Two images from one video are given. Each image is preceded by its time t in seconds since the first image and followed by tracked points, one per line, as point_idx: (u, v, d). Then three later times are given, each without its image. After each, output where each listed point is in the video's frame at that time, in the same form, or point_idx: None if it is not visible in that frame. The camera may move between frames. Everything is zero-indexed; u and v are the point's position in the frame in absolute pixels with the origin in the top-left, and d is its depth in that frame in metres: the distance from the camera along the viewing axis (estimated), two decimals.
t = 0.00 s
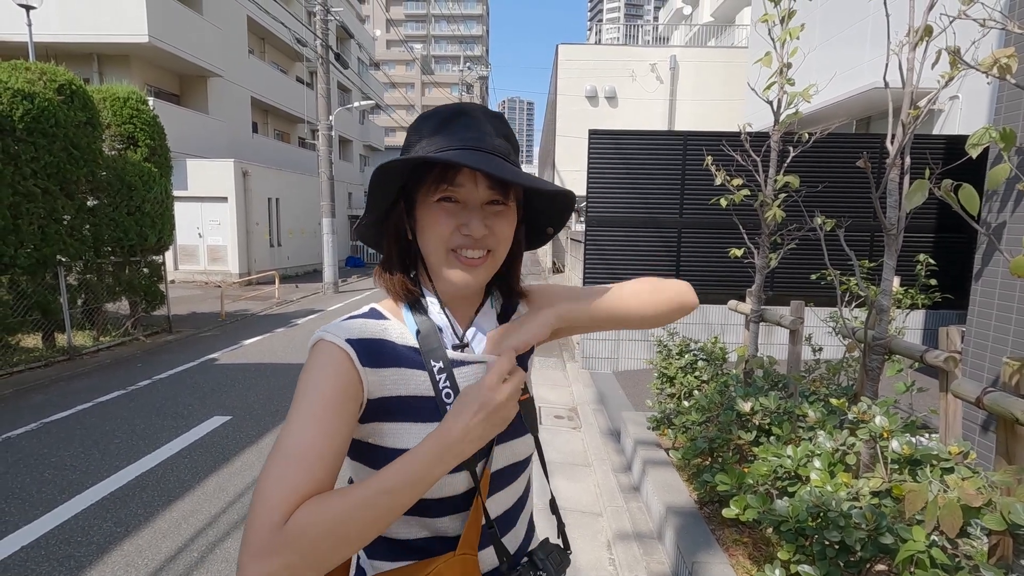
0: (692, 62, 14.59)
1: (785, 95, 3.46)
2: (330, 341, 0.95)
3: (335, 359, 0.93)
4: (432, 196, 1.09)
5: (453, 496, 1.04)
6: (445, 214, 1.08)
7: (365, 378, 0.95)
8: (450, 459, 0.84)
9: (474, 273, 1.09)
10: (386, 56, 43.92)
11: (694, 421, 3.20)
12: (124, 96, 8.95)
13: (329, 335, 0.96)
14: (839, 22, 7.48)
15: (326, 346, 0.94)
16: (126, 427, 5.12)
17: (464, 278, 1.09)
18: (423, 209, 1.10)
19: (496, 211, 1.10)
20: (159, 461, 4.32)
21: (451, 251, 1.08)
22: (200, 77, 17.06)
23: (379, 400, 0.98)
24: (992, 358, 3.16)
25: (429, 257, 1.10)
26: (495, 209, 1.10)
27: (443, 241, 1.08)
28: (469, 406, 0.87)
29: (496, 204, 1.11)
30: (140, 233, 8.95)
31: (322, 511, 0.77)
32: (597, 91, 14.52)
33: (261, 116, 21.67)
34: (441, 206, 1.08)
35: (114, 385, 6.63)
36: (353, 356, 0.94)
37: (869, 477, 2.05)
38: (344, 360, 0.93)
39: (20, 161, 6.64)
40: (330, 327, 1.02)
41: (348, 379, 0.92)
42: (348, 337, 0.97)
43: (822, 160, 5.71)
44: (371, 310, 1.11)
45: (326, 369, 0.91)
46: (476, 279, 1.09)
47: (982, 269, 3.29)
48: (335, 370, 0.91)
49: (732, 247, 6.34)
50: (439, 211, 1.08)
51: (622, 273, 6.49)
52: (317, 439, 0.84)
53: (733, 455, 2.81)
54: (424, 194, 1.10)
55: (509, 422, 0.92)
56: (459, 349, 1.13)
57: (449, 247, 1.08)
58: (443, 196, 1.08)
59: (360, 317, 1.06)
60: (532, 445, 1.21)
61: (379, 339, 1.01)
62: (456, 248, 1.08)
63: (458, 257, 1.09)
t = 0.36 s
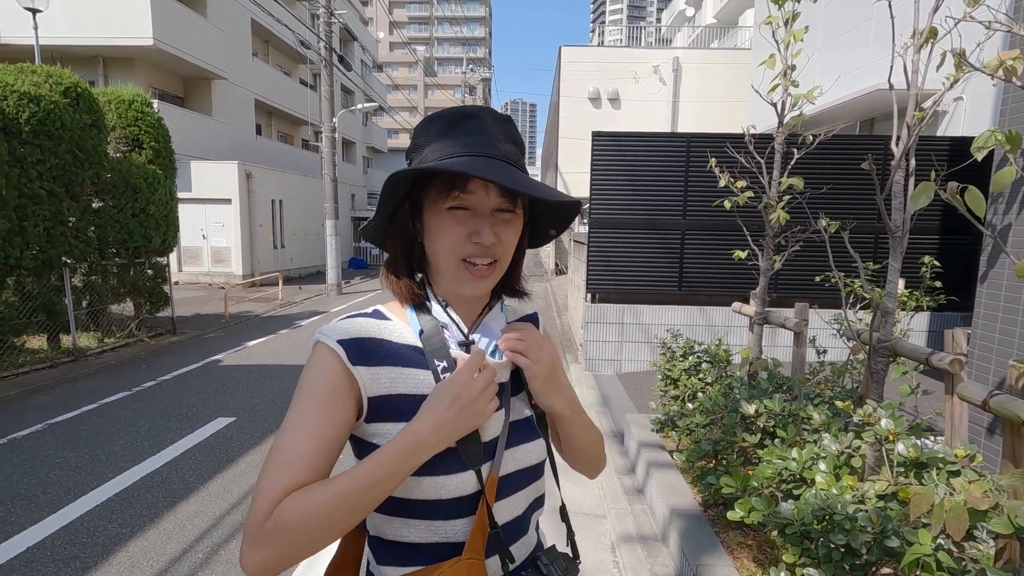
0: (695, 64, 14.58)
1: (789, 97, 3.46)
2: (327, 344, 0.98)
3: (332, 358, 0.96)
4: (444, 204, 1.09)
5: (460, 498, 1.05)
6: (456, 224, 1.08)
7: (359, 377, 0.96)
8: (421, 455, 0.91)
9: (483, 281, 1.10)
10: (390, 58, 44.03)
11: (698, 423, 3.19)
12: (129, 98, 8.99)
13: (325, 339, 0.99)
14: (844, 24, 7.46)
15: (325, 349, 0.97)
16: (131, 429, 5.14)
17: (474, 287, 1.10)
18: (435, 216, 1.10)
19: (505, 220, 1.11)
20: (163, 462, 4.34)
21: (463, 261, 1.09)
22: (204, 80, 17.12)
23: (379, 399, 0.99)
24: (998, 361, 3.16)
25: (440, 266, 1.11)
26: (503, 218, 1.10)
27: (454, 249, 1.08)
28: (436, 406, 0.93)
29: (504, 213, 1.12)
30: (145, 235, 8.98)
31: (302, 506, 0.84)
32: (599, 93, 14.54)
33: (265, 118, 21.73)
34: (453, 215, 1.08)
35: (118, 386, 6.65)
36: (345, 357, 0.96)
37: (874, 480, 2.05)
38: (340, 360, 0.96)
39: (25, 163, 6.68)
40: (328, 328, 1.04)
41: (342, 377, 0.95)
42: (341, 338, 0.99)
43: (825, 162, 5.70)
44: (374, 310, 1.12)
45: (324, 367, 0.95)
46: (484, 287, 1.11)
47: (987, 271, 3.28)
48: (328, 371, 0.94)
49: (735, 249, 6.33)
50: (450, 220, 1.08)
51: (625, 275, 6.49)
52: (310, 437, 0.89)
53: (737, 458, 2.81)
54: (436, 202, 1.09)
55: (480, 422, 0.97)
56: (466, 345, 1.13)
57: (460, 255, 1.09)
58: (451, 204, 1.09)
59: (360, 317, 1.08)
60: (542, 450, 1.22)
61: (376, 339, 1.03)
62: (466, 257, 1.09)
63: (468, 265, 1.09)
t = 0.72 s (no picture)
0: (692, 68, 14.64)
1: (787, 100, 3.47)
2: (335, 356, 0.93)
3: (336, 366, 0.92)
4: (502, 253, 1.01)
5: (468, 503, 1.03)
6: (509, 275, 1.03)
7: (371, 389, 0.94)
8: None
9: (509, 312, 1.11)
10: (388, 62, 44.20)
11: (698, 426, 3.19)
12: (127, 101, 9.00)
13: (333, 351, 0.94)
14: (840, 28, 7.51)
15: (331, 363, 0.93)
16: (128, 433, 5.11)
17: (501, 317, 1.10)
18: (488, 259, 1.02)
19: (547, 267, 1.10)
20: (161, 467, 4.31)
21: (501, 301, 1.07)
22: (202, 83, 17.13)
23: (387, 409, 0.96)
24: (996, 363, 3.17)
25: (476, 300, 1.06)
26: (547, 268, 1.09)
27: (499, 292, 1.04)
28: None
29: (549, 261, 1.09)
30: (143, 239, 8.97)
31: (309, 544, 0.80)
32: (597, 96, 14.59)
33: (263, 121, 21.73)
34: (507, 265, 1.02)
35: (116, 390, 6.62)
36: (357, 370, 0.92)
37: (875, 483, 2.06)
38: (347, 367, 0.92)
39: (23, 166, 6.67)
40: (332, 339, 0.99)
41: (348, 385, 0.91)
42: (350, 350, 0.95)
43: (823, 165, 5.72)
44: (377, 317, 1.07)
45: (327, 375, 0.91)
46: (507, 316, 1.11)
47: (985, 274, 3.30)
48: (336, 389, 0.90)
49: (733, 251, 6.34)
50: (502, 268, 1.03)
51: (624, 278, 6.49)
52: (318, 459, 0.85)
53: (738, 461, 2.80)
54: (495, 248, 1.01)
55: None
56: (475, 353, 1.11)
57: (499, 296, 1.06)
58: (515, 256, 1.01)
59: (363, 327, 1.02)
60: (540, 449, 1.21)
61: (388, 347, 0.99)
62: (505, 296, 1.06)
63: (501, 301, 1.08)
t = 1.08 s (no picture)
0: (686, 70, 14.71)
1: (781, 104, 3.49)
2: (389, 345, 0.91)
3: (396, 356, 0.90)
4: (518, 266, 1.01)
5: (474, 503, 1.01)
6: (522, 287, 1.03)
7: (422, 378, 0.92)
8: None
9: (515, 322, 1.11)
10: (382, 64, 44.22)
11: (694, 428, 3.20)
12: (120, 104, 8.96)
13: (387, 340, 0.92)
14: (833, 31, 7.57)
15: (384, 352, 0.90)
16: (121, 437, 5.07)
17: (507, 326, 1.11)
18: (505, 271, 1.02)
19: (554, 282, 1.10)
20: (154, 472, 4.28)
21: (510, 311, 1.07)
22: (195, 85, 17.05)
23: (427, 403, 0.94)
24: (989, 364, 3.19)
25: (487, 310, 1.06)
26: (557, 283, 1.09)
27: (511, 304, 1.05)
28: None
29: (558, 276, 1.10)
30: (135, 241, 8.90)
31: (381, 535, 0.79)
32: (592, 99, 14.64)
33: (257, 123, 21.65)
34: (520, 278, 1.02)
35: (108, 394, 6.57)
36: (414, 357, 0.91)
37: (870, 484, 2.07)
38: (407, 356, 0.91)
39: (14, 169, 6.61)
40: (374, 330, 0.96)
41: (408, 377, 0.89)
42: (405, 340, 0.93)
43: (816, 168, 5.76)
44: (397, 312, 1.02)
45: (386, 366, 0.89)
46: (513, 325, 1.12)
47: (978, 276, 3.32)
48: (393, 377, 0.88)
49: (727, 254, 6.37)
50: (516, 281, 1.02)
51: (620, 280, 6.50)
52: (383, 447, 0.82)
53: (734, 462, 2.81)
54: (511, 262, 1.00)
55: None
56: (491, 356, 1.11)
57: (508, 305, 1.06)
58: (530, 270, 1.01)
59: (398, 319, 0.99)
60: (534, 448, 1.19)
61: (420, 341, 0.96)
62: (515, 307, 1.07)
63: (508, 310, 1.08)
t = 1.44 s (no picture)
0: (680, 74, 14.77)
1: (773, 107, 3.50)
2: (358, 366, 0.88)
3: (367, 379, 0.87)
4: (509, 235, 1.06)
5: (474, 510, 0.99)
6: (516, 257, 1.09)
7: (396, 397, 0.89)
8: None
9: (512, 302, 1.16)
10: (377, 66, 44.18)
11: (687, 430, 3.20)
12: (112, 106, 8.91)
13: (355, 360, 0.89)
14: (825, 35, 7.62)
15: (355, 373, 0.88)
16: (112, 442, 5.03)
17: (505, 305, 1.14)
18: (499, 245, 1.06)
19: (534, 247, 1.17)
20: (145, 476, 4.24)
21: (509, 286, 1.11)
22: (189, 87, 16.98)
23: (407, 417, 0.92)
24: (979, 365, 3.22)
25: (488, 293, 1.08)
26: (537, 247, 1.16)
27: (509, 277, 1.09)
28: None
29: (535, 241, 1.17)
30: (127, 244, 8.84)
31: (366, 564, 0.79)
32: (586, 101, 14.67)
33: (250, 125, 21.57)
34: (513, 248, 1.08)
35: (99, 398, 6.51)
36: (386, 375, 0.88)
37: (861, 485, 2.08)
38: (379, 377, 0.88)
39: (4, 171, 6.56)
40: (345, 349, 0.93)
41: (383, 396, 0.87)
42: (375, 357, 0.90)
43: (808, 170, 5.80)
44: (376, 323, 1.01)
45: (359, 388, 0.86)
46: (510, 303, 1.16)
47: (967, 278, 3.35)
48: (366, 399, 0.86)
49: (720, 256, 6.39)
50: (509, 253, 1.07)
51: (614, 283, 6.51)
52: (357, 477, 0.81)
53: (727, 464, 2.82)
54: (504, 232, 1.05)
55: None
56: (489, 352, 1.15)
57: (508, 281, 1.10)
58: (519, 234, 1.07)
59: (375, 331, 0.97)
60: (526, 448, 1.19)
61: (400, 352, 0.94)
62: (512, 281, 1.11)
63: (507, 289, 1.12)
